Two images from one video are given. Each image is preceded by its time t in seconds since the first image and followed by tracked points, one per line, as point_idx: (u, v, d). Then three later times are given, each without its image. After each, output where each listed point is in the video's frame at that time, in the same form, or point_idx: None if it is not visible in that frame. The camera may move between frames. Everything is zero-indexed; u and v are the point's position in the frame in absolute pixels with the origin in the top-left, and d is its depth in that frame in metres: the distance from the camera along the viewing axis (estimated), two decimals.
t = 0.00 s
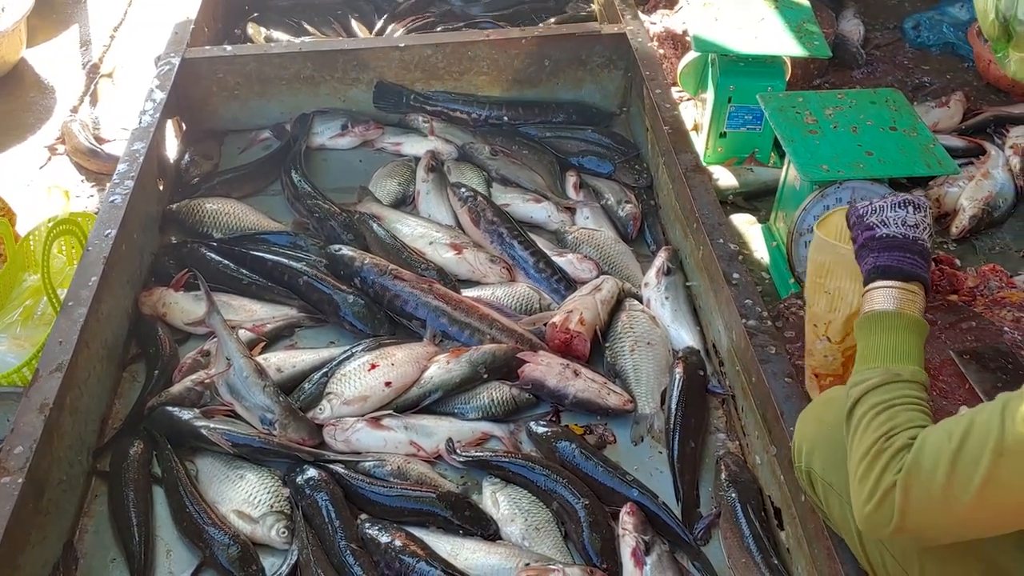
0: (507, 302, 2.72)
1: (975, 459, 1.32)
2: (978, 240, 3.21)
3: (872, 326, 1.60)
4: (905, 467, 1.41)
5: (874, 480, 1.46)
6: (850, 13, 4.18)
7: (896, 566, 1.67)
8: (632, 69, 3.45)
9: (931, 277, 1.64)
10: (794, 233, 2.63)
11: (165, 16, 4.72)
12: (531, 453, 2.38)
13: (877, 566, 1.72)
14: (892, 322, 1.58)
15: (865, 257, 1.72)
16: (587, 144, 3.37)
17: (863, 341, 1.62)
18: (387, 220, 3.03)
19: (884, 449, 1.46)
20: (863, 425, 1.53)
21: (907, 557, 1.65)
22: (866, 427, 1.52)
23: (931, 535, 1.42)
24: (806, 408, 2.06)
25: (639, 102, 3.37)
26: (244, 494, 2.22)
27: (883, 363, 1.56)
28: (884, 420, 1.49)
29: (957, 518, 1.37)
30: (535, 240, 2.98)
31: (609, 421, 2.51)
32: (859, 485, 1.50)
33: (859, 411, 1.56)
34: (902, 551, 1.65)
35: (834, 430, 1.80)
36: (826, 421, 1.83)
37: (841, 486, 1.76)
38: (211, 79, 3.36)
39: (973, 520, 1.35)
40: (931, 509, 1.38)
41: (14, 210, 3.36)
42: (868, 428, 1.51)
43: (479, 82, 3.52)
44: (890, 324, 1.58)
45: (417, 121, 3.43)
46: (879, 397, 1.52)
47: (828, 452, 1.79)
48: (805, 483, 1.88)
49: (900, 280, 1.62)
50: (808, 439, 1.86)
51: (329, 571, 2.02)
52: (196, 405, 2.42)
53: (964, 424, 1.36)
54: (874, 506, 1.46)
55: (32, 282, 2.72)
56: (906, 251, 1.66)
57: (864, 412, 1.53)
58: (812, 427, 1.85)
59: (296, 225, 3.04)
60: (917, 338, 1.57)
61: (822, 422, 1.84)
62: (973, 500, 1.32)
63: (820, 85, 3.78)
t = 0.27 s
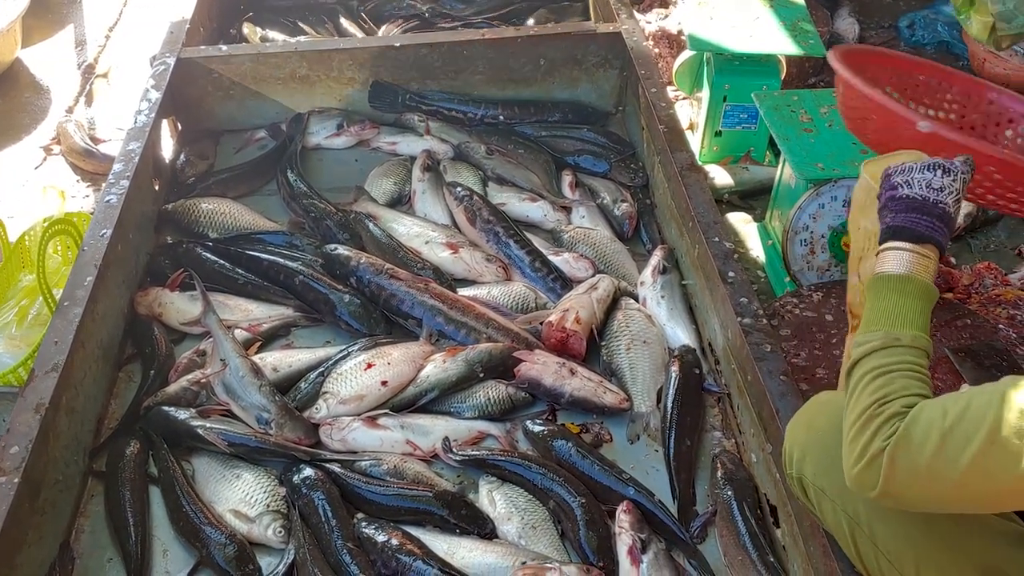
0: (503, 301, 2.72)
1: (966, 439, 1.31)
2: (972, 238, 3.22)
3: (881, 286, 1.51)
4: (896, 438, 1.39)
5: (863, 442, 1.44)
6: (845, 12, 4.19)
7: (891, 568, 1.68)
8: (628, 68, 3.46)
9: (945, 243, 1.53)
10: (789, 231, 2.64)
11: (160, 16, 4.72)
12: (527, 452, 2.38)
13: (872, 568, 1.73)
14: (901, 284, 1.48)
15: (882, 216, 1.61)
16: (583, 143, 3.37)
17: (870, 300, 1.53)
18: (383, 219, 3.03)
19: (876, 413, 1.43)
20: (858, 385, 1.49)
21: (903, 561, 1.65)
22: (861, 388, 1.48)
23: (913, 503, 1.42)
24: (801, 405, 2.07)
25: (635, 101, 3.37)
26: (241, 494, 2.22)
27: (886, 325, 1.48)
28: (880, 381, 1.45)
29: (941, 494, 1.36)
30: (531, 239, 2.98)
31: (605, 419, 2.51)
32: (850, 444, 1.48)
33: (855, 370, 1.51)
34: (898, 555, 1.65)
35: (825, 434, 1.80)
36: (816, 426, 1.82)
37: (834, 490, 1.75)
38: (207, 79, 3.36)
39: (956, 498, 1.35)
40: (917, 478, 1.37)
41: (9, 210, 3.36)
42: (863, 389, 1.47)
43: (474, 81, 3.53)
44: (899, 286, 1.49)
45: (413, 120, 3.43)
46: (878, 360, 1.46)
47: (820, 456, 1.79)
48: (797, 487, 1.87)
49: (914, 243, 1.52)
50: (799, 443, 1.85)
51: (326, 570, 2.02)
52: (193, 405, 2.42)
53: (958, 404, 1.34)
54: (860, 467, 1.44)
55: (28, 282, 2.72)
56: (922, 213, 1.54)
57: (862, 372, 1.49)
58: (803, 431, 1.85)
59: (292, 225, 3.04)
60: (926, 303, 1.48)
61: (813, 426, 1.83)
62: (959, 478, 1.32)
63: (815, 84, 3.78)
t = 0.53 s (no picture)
0: (502, 301, 2.72)
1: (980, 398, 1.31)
2: (970, 238, 3.23)
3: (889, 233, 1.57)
4: (906, 383, 1.40)
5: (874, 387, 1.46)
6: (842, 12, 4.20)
7: (892, 565, 1.67)
8: (626, 69, 3.46)
9: (949, 185, 1.60)
10: (787, 231, 2.65)
11: (158, 18, 4.72)
12: (527, 452, 2.38)
13: (874, 567, 1.72)
14: (909, 228, 1.55)
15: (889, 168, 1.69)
16: (581, 144, 3.38)
17: (879, 247, 1.59)
18: (382, 220, 3.04)
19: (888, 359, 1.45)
20: (869, 329, 1.52)
21: (905, 557, 1.64)
22: (873, 334, 1.51)
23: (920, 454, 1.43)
24: (801, 405, 2.07)
25: (633, 102, 3.38)
26: (241, 495, 2.22)
27: (895, 267, 1.53)
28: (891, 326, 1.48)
29: (950, 449, 1.37)
30: (530, 240, 2.98)
31: (605, 420, 2.51)
32: (860, 390, 1.50)
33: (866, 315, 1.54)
34: (899, 551, 1.65)
35: (825, 432, 1.82)
36: (816, 424, 1.84)
37: (834, 487, 1.76)
38: (205, 80, 3.35)
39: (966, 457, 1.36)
40: (925, 428, 1.38)
41: (7, 212, 3.36)
42: (873, 333, 1.51)
43: (473, 82, 3.53)
44: (906, 231, 1.55)
45: (411, 121, 3.43)
46: (887, 302, 1.50)
47: (820, 454, 1.80)
48: (797, 486, 1.88)
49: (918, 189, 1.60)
50: (799, 442, 1.87)
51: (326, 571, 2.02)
52: (192, 406, 2.42)
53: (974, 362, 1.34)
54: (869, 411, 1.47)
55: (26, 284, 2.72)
56: (925, 160, 1.63)
57: (873, 317, 1.52)
58: (803, 429, 1.86)
59: (291, 226, 3.04)
60: (931, 246, 1.54)
61: (812, 425, 1.85)
62: (970, 434, 1.32)
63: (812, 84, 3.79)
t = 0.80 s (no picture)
0: (501, 301, 2.73)
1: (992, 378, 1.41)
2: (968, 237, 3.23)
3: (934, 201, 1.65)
4: (929, 340, 1.49)
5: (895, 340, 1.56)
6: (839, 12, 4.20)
7: (891, 563, 1.67)
8: (624, 69, 3.47)
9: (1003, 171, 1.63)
10: (785, 231, 2.63)
11: (155, 18, 4.71)
12: (527, 452, 2.38)
13: (874, 566, 1.72)
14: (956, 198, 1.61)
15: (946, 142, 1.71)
16: (580, 144, 3.39)
17: (922, 213, 1.65)
18: (380, 221, 3.04)
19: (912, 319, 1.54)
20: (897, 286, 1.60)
21: (904, 555, 1.64)
22: (901, 291, 1.59)
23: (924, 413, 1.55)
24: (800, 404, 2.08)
25: (631, 102, 3.38)
26: (241, 496, 2.22)
27: (936, 230, 1.60)
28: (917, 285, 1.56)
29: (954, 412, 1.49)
30: (528, 239, 2.98)
31: (604, 419, 2.52)
32: (881, 339, 1.59)
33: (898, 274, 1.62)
34: (898, 549, 1.65)
35: (825, 431, 1.82)
36: (816, 423, 1.84)
37: (834, 486, 1.76)
38: (203, 81, 3.35)
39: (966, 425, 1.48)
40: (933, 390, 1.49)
41: (5, 213, 3.35)
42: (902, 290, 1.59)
43: (471, 82, 3.53)
44: (950, 200, 1.61)
45: (410, 121, 3.44)
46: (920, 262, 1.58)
47: (820, 453, 1.80)
48: (797, 484, 1.88)
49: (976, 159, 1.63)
50: (799, 441, 1.87)
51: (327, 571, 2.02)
52: (191, 407, 2.42)
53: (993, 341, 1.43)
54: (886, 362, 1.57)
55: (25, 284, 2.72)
56: (986, 145, 1.65)
57: (905, 274, 1.60)
58: (802, 428, 1.86)
59: (289, 226, 3.04)
60: (974, 219, 1.60)
61: (812, 423, 1.85)
62: (979, 406, 1.43)
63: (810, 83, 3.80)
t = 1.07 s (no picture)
0: (498, 301, 2.72)
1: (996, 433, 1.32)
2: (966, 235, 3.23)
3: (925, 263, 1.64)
4: (944, 409, 1.39)
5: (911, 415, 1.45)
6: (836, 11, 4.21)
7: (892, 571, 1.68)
8: (621, 68, 3.47)
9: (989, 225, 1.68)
10: (783, 230, 2.63)
11: (152, 18, 4.70)
12: (525, 451, 2.38)
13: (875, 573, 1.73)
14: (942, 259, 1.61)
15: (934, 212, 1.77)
16: (577, 143, 3.39)
17: (915, 283, 1.63)
18: (378, 221, 3.03)
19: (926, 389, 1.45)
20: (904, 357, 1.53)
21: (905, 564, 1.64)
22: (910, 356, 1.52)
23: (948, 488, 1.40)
24: (798, 403, 2.08)
25: (628, 102, 3.39)
26: (238, 496, 2.21)
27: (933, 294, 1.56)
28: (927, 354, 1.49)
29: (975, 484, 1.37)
30: (526, 239, 2.98)
31: (602, 418, 2.51)
32: (896, 419, 1.49)
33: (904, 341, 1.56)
34: (899, 558, 1.65)
35: (824, 439, 1.82)
36: (815, 431, 1.84)
37: (833, 494, 1.76)
38: (200, 81, 3.35)
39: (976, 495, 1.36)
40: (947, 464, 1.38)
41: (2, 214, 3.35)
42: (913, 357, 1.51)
43: (468, 82, 3.53)
44: (942, 261, 1.60)
45: (407, 121, 3.43)
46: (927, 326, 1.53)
47: (820, 461, 1.80)
48: (796, 491, 1.88)
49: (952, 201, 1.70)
50: (798, 447, 1.87)
51: (325, 571, 2.02)
52: (189, 407, 2.42)
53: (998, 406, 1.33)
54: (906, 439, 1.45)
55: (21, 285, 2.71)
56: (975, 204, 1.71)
57: (912, 347, 1.52)
58: (802, 436, 1.86)
59: (287, 226, 3.03)
60: (969, 280, 1.58)
61: (812, 431, 1.85)
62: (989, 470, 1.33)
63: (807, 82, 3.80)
